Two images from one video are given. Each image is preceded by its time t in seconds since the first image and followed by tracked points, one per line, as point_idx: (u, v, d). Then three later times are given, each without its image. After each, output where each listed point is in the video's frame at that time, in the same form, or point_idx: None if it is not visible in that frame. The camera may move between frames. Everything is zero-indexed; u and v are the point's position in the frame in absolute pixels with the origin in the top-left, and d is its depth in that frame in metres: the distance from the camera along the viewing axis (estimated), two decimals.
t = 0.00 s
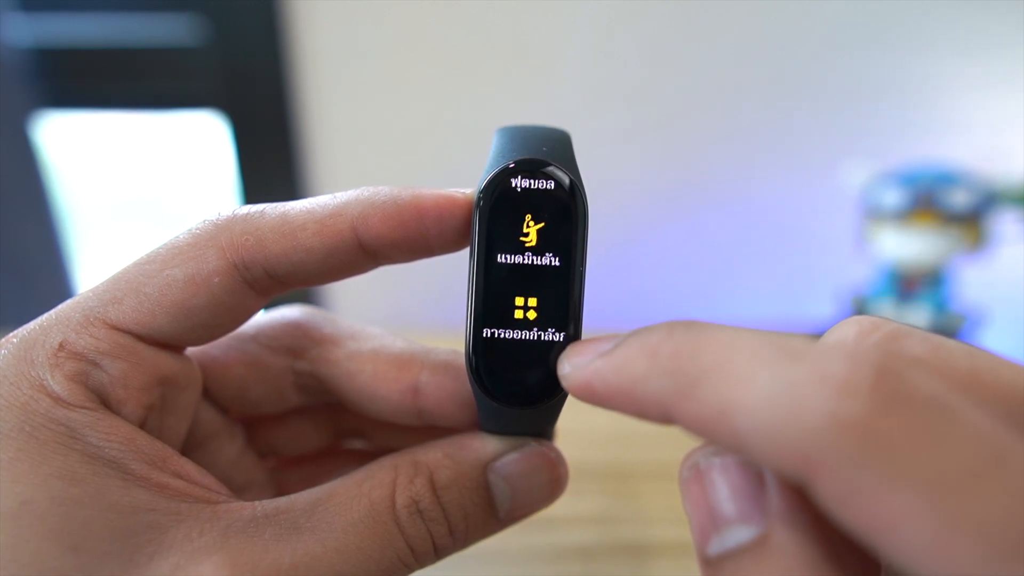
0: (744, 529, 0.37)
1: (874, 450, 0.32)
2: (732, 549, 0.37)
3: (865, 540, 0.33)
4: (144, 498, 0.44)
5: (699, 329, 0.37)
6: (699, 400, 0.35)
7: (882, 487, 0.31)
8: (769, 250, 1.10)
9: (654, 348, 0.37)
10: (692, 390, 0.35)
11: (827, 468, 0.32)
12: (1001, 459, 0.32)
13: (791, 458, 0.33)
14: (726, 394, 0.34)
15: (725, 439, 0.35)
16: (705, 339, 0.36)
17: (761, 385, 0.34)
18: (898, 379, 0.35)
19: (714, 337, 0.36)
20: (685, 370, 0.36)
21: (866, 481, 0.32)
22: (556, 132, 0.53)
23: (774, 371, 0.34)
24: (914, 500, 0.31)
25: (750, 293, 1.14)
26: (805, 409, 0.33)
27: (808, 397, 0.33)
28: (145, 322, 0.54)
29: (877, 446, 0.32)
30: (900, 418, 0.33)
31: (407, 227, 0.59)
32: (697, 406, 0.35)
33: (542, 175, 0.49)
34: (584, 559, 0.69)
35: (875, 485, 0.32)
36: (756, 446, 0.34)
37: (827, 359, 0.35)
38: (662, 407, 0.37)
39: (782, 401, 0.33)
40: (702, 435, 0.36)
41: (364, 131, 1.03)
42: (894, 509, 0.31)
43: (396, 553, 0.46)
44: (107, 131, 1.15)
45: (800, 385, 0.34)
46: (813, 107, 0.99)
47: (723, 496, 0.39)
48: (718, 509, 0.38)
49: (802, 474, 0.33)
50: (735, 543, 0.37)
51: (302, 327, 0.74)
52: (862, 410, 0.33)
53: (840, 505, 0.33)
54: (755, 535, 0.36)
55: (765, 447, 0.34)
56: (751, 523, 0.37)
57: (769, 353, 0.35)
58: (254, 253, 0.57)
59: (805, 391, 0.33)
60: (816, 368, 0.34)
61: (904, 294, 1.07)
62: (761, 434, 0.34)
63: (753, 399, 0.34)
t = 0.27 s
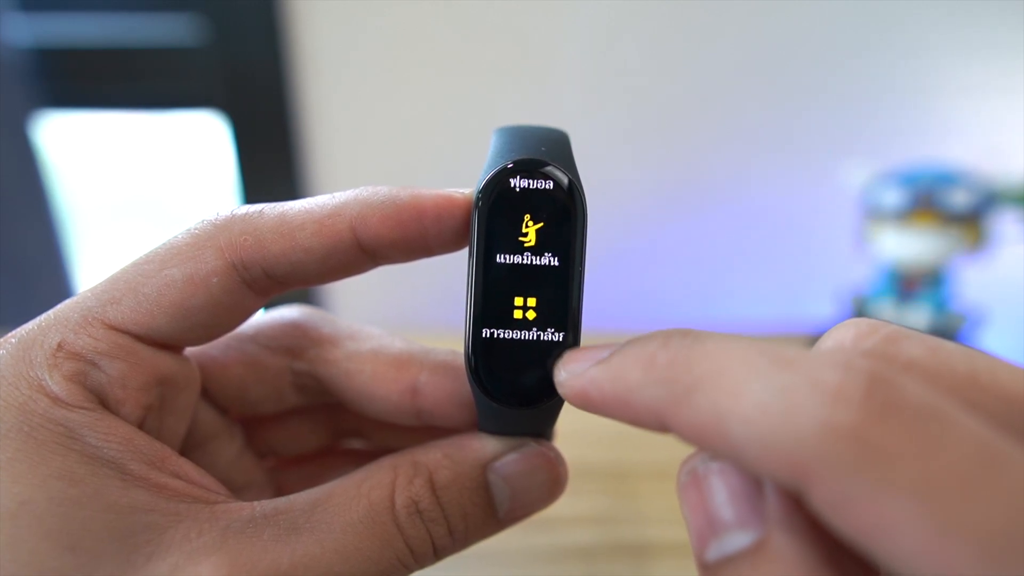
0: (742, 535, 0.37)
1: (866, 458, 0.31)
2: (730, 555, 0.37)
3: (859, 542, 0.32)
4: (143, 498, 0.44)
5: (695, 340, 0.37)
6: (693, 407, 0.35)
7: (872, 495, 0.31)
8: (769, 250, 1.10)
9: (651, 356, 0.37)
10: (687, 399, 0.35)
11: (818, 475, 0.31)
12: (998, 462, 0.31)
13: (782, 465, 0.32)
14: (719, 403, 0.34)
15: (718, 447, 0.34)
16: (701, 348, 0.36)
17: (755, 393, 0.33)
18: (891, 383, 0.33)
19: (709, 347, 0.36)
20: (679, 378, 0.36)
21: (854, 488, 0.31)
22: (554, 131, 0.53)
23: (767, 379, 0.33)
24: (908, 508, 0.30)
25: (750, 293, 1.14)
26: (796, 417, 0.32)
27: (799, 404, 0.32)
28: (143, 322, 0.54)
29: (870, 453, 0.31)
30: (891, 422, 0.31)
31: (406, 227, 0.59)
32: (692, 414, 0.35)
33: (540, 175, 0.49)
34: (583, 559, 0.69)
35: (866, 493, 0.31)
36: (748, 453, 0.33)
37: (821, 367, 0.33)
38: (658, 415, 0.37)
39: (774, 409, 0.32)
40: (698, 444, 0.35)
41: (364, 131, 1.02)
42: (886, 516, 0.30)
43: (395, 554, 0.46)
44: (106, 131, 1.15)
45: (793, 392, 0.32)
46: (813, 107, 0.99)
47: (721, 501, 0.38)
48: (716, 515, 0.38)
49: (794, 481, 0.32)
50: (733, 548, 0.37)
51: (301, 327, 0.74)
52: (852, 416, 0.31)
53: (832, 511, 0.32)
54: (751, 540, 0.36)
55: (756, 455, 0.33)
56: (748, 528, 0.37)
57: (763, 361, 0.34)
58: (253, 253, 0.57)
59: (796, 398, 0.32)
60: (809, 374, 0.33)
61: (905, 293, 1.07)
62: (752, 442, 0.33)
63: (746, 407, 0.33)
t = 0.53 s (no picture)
0: (710, 555, 0.38)
1: (837, 473, 0.31)
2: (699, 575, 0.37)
3: (824, 549, 0.33)
4: (145, 500, 0.44)
5: (665, 328, 0.34)
6: (659, 406, 0.33)
7: (841, 509, 0.31)
8: (769, 249, 1.10)
9: (613, 344, 0.34)
10: (654, 396, 0.33)
11: (789, 489, 0.31)
12: (960, 469, 0.32)
13: (752, 474, 0.32)
14: (688, 407, 0.32)
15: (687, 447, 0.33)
16: (670, 339, 0.34)
17: (722, 400, 0.32)
18: (861, 392, 0.32)
19: (679, 339, 0.34)
20: (649, 374, 0.33)
21: (822, 502, 0.31)
22: (558, 135, 0.53)
23: (736, 386, 0.32)
24: (875, 521, 0.30)
25: (750, 292, 1.14)
26: (767, 428, 0.31)
27: (769, 415, 0.31)
28: (146, 324, 0.54)
29: (839, 468, 0.31)
30: (864, 437, 0.31)
31: (409, 231, 0.59)
32: (657, 413, 0.33)
33: (544, 180, 0.49)
34: (584, 560, 0.69)
35: (835, 507, 0.31)
36: (712, 456, 0.32)
37: (792, 375, 0.32)
38: (621, 408, 0.34)
39: (743, 418, 0.31)
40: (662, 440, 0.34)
41: (365, 132, 1.03)
42: (853, 529, 0.31)
43: (398, 558, 0.46)
44: (107, 132, 1.15)
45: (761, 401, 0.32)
46: (814, 107, 0.99)
47: (687, 522, 0.39)
48: (684, 536, 0.39)
49: (761, 487, 0.32)
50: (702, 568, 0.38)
51: (303, 330, 0.74)
52: (824, 432, 0.31)
53: (801, 520, 0.32)
54: (718, 560, 0.37)
55: (723, 461, 0.32)
56: (715, 548, 0.38)
57: (734, 365, 0.32)
58: (256, 257, 0.57)
59: (766, 409, 0.31)
60: (780, 383, 0.32)
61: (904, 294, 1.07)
62: (719, 448, 0.32)
63: (713, 413, 0.32)
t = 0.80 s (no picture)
0: (699, 535, 0.38)
1: (810, 461, 0.31)
2: (689, 554, 0.38)
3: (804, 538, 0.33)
4: (145, 500, 0.44)
5: (654, 321, 0.35)
6: (646, 395, 0.34)
7: (812, 496, 0.31)
8: (768, 249, 1.10)
9: (604, 335, 0.35)
10: (641, 385, 0.34)
11: (764, 476, 0.32)
12: (937, 457, 0.31)
13: (731, 462, 0.32)
14: (672, 396, 0.33)
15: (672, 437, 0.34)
16: (659, 332, 0.35)
17: (704, 390, 0.32)
18: (837, 383, 0.33)
19: (667, 332, 0.35)
20: (638, 366, 0.34)
21: (796, 489, 0.31)
22: (559, 135, 0.52)
23: (715, 377, 0.32)
24: (846, 506, 0.31)
25: (749, 292, 1.14)
26: (745, 417, 0.32)
27: (747, 405, 0.32)
28: (146, 325, 0.54)
29: (813, 456, 0.31)
30: (836, 425, 0.31)
31: (410, 231, 0.59)
32: (645, 401, 0.34)
33: (546, 180, 0.48)
34: (584, 560, 0.69)
35: (809, 494, 0.31)
36: (694, 446, 0.33)
37: (771, 365, 0.33)
38: (609, 397, 0.35)
39: (723, 408, 0.32)
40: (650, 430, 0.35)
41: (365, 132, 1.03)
42: (826, 516, 0.31)
43: (399, 558, 0.46)
44: (107, 131, 1.15)
45: (741, 390, 0.32)
46: (814, 107, 0.99)
47: (679, 505, 0.40)
48: (674, 518, 0.40)
49: (741, 475, 0.32)
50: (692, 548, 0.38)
51: (304, 331, 0.74)
52: (799, 420, 0.31)
53: (779, 507, 0.32)
54: (707, 539, 0.38)
55: (704, 449, 0.33)
56: (704, 530, 0.38)
57: (718, 357, 0.33)
58: (257, 258, 0.57)
59: (744, 398, 0.32)
60: (760, 374, 0.32)
61: (904, 294, 1.07)
62: (700, 436, 0.32)
63: (695, 402, 0.32)
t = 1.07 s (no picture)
0: (717, 547, 0.38)
1: (851, 476, 0.31)
2: (704, 566, 0.38)
3: (835, 550, 0.33)
4: (145, 500, 0.44)
5: (672, 326, 0.34)
6: (667, 407, 0.33)
7: (852, 512, 0.31)
8: (768, 250, 1.10)
9: (619, 342, 0.34)
10: (662, 396, 0.33)
11: (801, 491, 0.31)
12: (977, 475, 0.32)
13: (764, 478, 0.32)
14: (698, 408, 0.32)
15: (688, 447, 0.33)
16: (678, 338, 0.33)
17: (734, 403, 0.32)
18: (876, 395, 0.32)
19: (688, 338, 0.33)
20: (657, 374, 0.33)
21: (835, 504, 0.31)
22: (559, 135, 0.52)
23: (747, 387, 0.32)
24: (886, 522, 0.31)
25: (750, 293, 1.14)
26: (780, 431, 0.31)
27: (781, 417, 0.31)
28: (145, 325, 0.54)
29: (853, 472, 0.31)
30: (877, 439, 0.31)
31: (410, 232, 0.59)
32: (666, 414, 0.33)
33: (546, 180, 0.48)
34: (584, 560, 0.69)
35: (848, 511, 0.31)
36: (721, 458, 0.32)
37: (804, 374, 0.32)
38: (625, 408, 0.34)
39: (754, 421, 0.31)
40: (668, 440, 0.34)
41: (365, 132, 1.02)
42: (865, 531, 0.31)
43: (399, 559, 0.46)
44: (107, 131, 1.15)
45: (773, 402, 0.31)
46: (814, 107, 0.99)
47: (695, 513, 0.40)
48: (691, 528, 0.40)
49: (773, 490, 0.32)
50: (708, 561, 0.38)
51: (304, 331, 0.74)
52: (838, 434, 0.31)
53: (812, 522, 0.32)
54: (725, 553, 0.38)
55: (735, 464, 0.32)
56: (722, 541, 0.38)
57: (744, 365, 0.32)
58: (256, 258, 0.57)
59: (778, 412, 0.31)
60: (791, 385, 0.32)
61: (904, 294, 1.07)
62: (730, 451, 0.32)
63: (724, 415, 0.32)
